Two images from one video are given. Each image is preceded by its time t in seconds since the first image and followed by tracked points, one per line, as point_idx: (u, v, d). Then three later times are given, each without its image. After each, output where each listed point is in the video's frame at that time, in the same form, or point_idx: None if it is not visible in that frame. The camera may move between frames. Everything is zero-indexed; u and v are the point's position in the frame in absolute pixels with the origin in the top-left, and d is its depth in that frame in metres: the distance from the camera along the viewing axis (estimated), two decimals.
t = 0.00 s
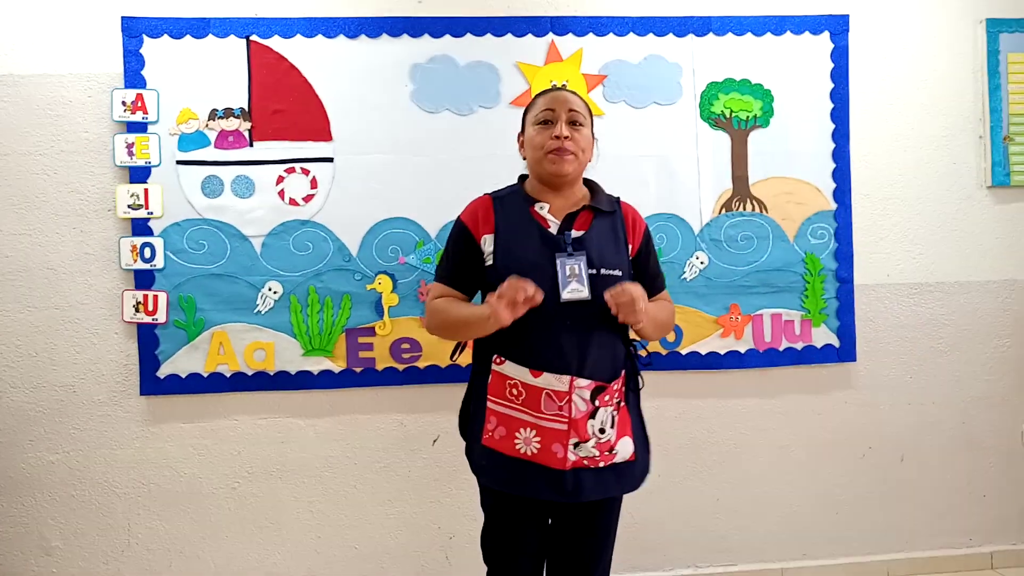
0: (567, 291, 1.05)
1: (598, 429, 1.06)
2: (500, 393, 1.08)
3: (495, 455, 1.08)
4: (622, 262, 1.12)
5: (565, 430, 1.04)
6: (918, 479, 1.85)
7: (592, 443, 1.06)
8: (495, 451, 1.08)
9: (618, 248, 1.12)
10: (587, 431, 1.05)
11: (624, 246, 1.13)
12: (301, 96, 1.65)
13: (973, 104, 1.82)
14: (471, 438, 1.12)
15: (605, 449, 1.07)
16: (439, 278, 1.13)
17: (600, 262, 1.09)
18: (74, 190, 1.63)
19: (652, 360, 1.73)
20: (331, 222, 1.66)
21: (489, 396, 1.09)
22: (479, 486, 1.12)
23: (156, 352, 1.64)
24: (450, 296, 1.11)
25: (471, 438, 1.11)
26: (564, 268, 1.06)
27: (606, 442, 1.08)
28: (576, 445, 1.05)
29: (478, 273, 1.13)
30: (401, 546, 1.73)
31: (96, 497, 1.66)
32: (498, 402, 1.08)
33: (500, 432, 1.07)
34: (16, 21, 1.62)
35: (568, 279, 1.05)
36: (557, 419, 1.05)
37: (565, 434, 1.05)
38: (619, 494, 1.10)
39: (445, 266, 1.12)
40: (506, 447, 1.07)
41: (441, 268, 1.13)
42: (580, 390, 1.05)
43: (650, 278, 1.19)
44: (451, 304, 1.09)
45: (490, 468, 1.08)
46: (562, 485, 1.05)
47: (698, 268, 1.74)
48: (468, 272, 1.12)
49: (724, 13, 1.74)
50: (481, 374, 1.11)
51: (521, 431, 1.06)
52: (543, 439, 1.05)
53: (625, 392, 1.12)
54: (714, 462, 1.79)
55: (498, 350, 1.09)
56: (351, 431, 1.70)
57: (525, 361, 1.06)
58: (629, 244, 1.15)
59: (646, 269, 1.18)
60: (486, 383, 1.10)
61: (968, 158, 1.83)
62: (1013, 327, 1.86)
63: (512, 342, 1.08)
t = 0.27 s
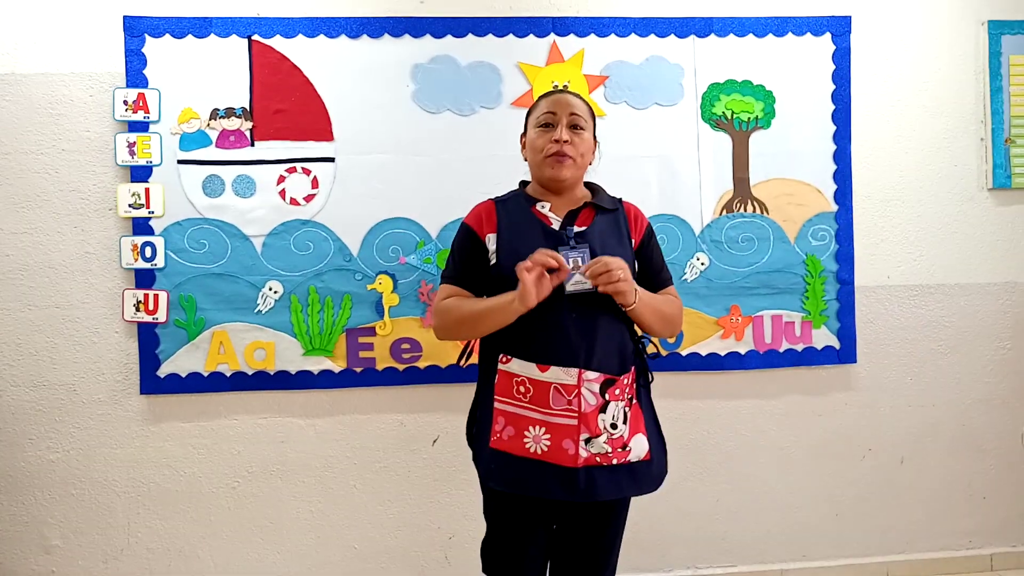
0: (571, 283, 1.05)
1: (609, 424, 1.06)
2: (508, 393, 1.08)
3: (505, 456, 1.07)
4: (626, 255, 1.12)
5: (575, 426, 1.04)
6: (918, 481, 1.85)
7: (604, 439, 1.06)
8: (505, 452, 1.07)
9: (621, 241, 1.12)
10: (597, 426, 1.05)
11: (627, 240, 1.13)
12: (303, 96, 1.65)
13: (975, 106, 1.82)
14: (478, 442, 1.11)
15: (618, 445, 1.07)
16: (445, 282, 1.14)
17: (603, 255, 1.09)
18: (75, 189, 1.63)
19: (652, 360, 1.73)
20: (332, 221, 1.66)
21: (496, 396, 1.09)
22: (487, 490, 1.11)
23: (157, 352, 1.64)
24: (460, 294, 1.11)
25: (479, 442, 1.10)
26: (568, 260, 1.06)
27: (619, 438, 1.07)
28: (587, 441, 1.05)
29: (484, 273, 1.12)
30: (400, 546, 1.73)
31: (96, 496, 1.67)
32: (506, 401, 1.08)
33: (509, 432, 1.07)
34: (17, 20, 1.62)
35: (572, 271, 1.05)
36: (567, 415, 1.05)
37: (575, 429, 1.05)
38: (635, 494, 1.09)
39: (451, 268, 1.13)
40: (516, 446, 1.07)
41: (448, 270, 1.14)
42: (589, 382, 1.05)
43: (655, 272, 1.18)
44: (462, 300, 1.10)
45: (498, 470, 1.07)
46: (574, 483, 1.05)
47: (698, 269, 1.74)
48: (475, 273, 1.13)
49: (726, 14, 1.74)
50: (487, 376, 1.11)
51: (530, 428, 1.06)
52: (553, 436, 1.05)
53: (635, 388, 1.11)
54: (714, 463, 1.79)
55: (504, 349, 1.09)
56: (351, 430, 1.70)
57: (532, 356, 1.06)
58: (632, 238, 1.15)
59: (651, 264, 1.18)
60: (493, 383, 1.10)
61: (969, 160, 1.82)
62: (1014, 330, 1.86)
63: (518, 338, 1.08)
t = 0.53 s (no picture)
0: (575, 283, 1.06)
1: (613, 424, 1.06)
2: (512, 393, 1.07)
3: (510, 456, 1.06)
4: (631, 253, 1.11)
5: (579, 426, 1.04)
6: (919, 479, 1.85)
7: (608, 439, 1.06)
8: (509, 453, 1.07)
9: (625, 239, 1.11)
10: (602, 426, 1.04)
11: (632, 238, 1.13)
12: (303, 93, 1.64)
13: (976, 103, 1.82)
14: (483, 442, 1.11)
15: (623, 445, 1.06)
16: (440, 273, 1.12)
17: (607, 253, 1.09)
18: (76, 186, 1.63)
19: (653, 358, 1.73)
20: (332, 219, 1.66)
21: (500, 396, 1.08)
22: (490, 489, 1.11)
23: (157, 349, 1.64)
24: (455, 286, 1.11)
25: (484, 441, 1.10)
26: (571, 260, 1.06)
27: (623, 438, 1.07)
28: (591, 441, 1.05)
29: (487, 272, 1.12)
30: (401, 544, 1.73)
31: (96, 494, 1.67)
32: (510, 401, 1.07)
33: (514, 432, 1.07)
34: (17, 17, 1.62)
35: (575, 271, 1.06)
36: (571, 415, 1.04)
37: (580, 429, 1.04)
38: (639, 494, 1.09)
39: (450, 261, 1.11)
40: (520, 446, 1.06)
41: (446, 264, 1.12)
42: (593, 383, 1.05)
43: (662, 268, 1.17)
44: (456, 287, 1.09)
45: (502, 470, 1.07)
46: (578, 484, 1.05)
47: (699, 267, 1.74)
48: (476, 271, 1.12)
49: (727, 11, 1.74)
50: (491, 375, 1.11)
51: (535, 429, 1.06)
52: (558, 436, 1.05)
53: (640, 387, 1.11)
54: (714, 461, 1.79)
55: (508, 349, 1.08)
56: (352, 428, 1.70)
57: (536, 356, 1.06)
58: (638, 236, 1.15)
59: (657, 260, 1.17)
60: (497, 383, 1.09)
61: (970, 157, 1.82)
62: (1014, 327, 1.86)
63: (522, 337, 1.07)
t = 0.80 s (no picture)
0: (581, 289, 1.06)
1: (617, 430, 1.06)
2: (516, 397, 1.07)
3: (513, 459, 1.07)
4: (637, 257, 1.11)
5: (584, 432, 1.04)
6: (920, 480, 1.85)
7: (612, 444, 1.06)
8: (512, 456, 1.07)
9: (632, 242, 1.11)
10: (606, 433, 1.05)
11: (639, 241, 1.12)
12: (305, 96, 1.65)
13: (977, 105, 1.82)
14: (485, 444, 1.11)
15: (626, 450, 1.07)
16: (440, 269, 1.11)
17: (614, 258, 1.09)
18: (77, 188, 1.63)
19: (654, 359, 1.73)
20: (333, 221, 1.66)
21: (504, 399, 1.08)
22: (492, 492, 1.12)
23: (159, 351, 1.64)
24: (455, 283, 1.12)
25: (486, 444, 1.10)
26: (577, 267, 1.07)
27: (627, 444, 1.07)
28: (595, 447, 1.05)
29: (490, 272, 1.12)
30: (402, 546, 1.73)
31: (98, 496, 1.67)
32: (514, 405, 1.07)
33: (517, 435, 1.07)
34: (19, 20, 1.62)
35: (581, 277, 1.06)
36: (576, 421, 1.05)
37: (584, 435, 1.05)
38: (641, 496, 1.09)
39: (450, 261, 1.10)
40: (524, 450, 1.07)
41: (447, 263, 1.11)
42: (598, 390, 1.05)
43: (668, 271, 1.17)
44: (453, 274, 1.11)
45: (505, 473, 1.07)
46: (581, 488, 1.05)
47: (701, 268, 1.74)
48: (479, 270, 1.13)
49: (728, 13, 1.74)
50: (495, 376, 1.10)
51: (539, 433, 1.06)
52: (562, 442, 1.05)
53: (644, 391, 1.11)
54: (716, 462, 1.79)
55: (513, 351, 1.08)
56: (353, 430, 1.70)
57: (542, 362, 1.06)
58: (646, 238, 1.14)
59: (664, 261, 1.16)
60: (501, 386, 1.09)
61: (971, 159, 1.82)
62: (1016, 328, 1.86)
63: (527, 342, 1.07)
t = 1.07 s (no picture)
0: (582, 300, 1.05)
1: (611, 434, 1.06)
2: (513, 397, 1.07)
3: (507, 458, 1.07)
4: (639, 267, 1.10)
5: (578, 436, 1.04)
6: (920, 480, 1.85)
7: (606, 448, 1.06)
8: (508, 454, 1.07)
9: (633, 251, 1.10)
10: (600, 437, 1.04)
11: (640, 249, 1.11)
12: (305, 93, 1.64)
13: (978, 104, 1.82)
14: (481, 441, 1.11)
15: (619, 453, 1.07)
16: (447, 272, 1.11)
17: (615, 268, 1.07)
18: (78, 185, 1.63)
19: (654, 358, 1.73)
20: (333, 218, 1.66)
21: (501, 399, 1.08)
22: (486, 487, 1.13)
23: (159, 348, 1.64)
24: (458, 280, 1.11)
25: (482, 440, 1.11)
26: (578, 276, 1.05)
27: (620, 446, 1.07)
28: (589, 451, 1.05)
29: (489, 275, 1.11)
30: (401, 543, 1.73)
31: (98, 492, 1.67)
32: (510, 405, 1.08)
33: (513, 435, 1.07)
34: (20, 16, 1.62)
35: (582, 287, 1.05)
36: (570, 425, 1.05)
37: (578, 439, 1.05)
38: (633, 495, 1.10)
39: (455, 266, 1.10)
40: (519, 450, 1.07)
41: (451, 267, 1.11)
42: (593, 397, 1.05)
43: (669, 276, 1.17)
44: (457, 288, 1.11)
45: (499, 471, 1.08)
46: (572, 488, 1.06)
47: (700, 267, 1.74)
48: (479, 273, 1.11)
49: (730, 12, 1.74)
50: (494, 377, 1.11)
51: (534, 435, 1.06)
52: (556, 444, 1.05)
53: (639, 394, 1.11)
54: (715, 461, 1.79)
55: (511, 353, 1.08)
56: (352, 427, 1.70)
57: (539, 368, 1.06)
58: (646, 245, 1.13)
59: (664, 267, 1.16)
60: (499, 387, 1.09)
61: (972, 158, 1.82)
62: (1016, 328, 1.86)
63: (525, 348, 1.07)
